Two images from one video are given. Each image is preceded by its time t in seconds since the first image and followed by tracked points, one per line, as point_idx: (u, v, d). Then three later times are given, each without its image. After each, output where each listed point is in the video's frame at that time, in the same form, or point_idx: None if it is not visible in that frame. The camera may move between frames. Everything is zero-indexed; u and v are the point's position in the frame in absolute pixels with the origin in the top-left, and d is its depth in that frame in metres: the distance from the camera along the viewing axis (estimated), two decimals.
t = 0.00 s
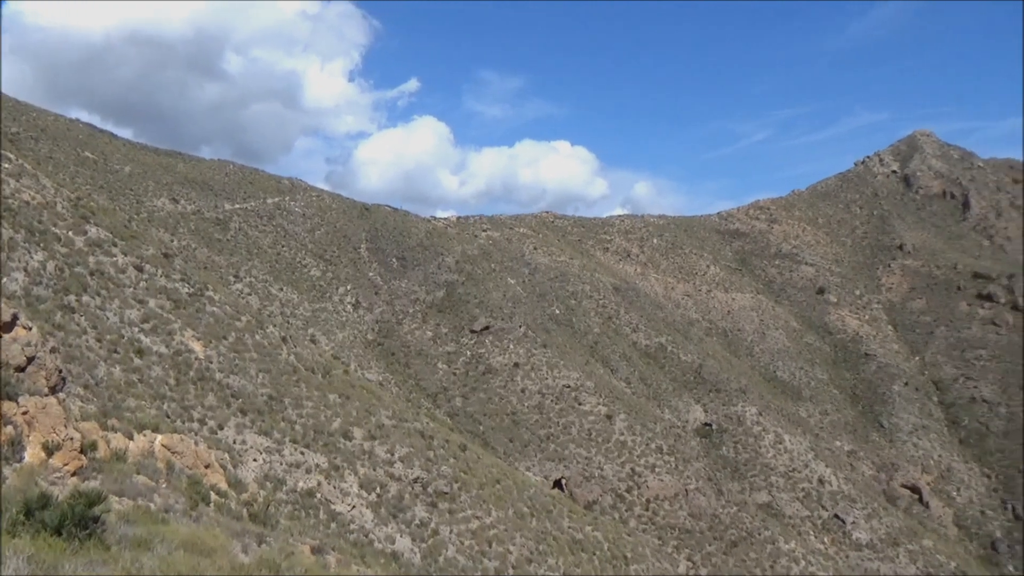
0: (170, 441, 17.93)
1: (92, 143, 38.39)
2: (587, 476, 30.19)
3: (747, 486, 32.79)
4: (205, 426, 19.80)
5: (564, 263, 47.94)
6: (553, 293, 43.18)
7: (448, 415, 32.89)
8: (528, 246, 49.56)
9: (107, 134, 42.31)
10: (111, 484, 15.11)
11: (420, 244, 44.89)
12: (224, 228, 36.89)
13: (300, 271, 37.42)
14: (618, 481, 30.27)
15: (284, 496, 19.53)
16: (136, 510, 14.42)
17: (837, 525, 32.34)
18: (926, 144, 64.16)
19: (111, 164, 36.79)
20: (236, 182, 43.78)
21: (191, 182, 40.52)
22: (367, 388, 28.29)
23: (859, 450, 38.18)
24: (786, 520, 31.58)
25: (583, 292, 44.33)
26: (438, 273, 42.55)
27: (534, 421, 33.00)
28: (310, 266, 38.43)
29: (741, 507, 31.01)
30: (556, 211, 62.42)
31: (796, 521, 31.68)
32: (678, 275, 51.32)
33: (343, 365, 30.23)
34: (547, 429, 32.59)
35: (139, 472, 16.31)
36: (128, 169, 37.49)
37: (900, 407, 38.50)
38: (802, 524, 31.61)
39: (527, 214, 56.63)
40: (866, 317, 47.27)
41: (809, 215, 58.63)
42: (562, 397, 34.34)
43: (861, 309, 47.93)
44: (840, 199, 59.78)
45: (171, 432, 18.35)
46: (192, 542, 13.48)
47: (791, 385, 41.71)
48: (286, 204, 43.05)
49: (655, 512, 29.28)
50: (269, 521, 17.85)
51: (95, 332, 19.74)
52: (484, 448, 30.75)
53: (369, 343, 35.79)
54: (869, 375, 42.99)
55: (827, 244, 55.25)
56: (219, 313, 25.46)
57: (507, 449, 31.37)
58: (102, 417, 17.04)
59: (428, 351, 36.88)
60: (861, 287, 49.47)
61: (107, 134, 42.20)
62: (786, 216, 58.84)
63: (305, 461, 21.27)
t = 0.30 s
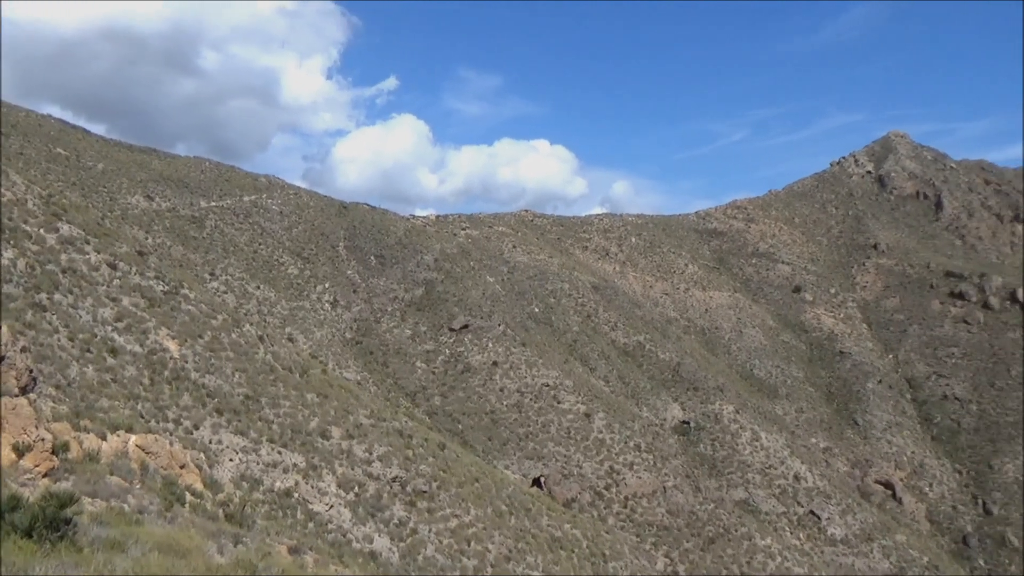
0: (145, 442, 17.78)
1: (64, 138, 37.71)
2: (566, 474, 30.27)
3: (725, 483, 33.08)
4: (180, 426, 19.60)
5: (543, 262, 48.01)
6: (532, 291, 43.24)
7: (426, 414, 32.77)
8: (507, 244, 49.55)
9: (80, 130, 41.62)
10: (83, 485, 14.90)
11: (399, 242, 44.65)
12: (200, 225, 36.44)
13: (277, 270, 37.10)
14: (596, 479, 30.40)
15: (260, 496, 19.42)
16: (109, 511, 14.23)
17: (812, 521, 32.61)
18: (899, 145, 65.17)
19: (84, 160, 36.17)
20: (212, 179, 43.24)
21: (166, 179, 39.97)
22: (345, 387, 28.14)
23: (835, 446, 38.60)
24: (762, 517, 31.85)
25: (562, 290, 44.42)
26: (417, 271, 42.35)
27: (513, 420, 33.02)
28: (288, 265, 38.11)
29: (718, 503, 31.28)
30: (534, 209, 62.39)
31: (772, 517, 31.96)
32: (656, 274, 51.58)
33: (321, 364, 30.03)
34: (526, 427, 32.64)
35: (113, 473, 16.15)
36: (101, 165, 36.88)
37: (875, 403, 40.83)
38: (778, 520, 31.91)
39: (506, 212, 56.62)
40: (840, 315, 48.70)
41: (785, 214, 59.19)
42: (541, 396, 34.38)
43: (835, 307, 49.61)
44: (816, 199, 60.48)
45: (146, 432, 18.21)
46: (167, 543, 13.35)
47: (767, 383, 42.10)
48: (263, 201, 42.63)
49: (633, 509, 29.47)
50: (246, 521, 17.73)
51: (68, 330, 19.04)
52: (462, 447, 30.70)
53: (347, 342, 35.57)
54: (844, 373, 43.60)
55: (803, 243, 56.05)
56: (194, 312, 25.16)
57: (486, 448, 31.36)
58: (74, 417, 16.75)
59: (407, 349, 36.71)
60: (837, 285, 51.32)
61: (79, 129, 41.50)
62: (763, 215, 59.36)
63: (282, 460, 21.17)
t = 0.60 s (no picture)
0: (122, 442, 17.55)
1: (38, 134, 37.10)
2: (548, 472, 30.32)
3: (705, 480, 33.31)
4: (158, 426, 19.42)
5: (524, 260, 48.03)
6: (514, 290, 43.24)
7: (408, 413, 32.64)
8: (489, 243, 49.51)
9: (55, 126, 40.97)
10: (59, 486, 14.70)
11: (380, 241, 44.42)
12: (178, 224, 36.04)
13: (257, 268, 36.81)
14: (577, 477, 30.49)
15: (240, 496, 19.30)
16: (85, 513, 14.07)
17: (791, 518, 33.02)
18: (877, 144, 65.94)
19: (60, 157, 35.61)
20: (191, 177, 42.75)
21: (144, 177, 39.47)
22: (326, 386, 28.01)
23: (813, 443, 39.05)
24: (742, 513, 32.12)
25: (544, 289, 44.45)
26: (398, 269, 42.13)
27: (495, 418, 33.03)
28: (267, 263, 37.82)
29: (698, 501, 31.49)
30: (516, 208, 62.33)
31: (752, 514, 32.24)
32: (637, 272, 51.81)
33: (301, 363, 29.84)
34: (507, 426, 32.66)
35: (89, 474, 15.94)
36: (77, 163, 36.35)
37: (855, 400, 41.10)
38: (757, 517, 32.19)
39: (488, 211, 56.56)
40: (819, 313, 49.12)
41: (765, 213, 59.63)
42: (522, 394, 34.41)
43: (815, 305, 50.09)
44: (795, 198, 61.01)
45: (123, 432, 17.98)
46: (145, 544, 13.22)
47: (747, 381, 42.42)
48: (243, 199, 42.24)
49: (614, 507, 29.61)
50: (225, 522, 17.63)
51: (42, 331, 19.04)
52: (444, 446, 30.64)
53: (328, 340, 35.37)
54: (822, 371, 44.11)
55: (782, 242, 56.55)
56: (172, 311, 24.88)
57: (468, 447, 31.34)
58: (49, 417, 16.52)
59: (388, 348, 36.55)
60: (815, 283, 51.58)
61: (54, 125, 40.85)
62: (743, 215, 59.77)
63: (262, 460, 21.03)
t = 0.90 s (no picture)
0: (95, 442, 17.32)
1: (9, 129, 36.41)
2: (526, 470, 30.38)
3: (683, 478, 33.55)
4: (132, 426, 19.16)
5: (503, 258, 48.06)
6: (493, 288, 43.22)
7: (386, 412, 32.50)
8: (468, 241, 49.46)
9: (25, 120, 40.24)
10: (29, 488, 14.47)
11: (358, 239, 44.13)
12: (153, 221, 35.60)
13: (234, 266, 36.47)
14: (556, 475, 30.56)
15: (216, 496, 19.13)
16: (56, 514, 13.86)
17: (767, 514, 33.38)
18: (853, 145, 66.74)
19: (31, 151, 34.97)
20: (166, 174, 42.21)
21: (118, 173, 38.90)
22: (304, 385, 27.81)
23: (789, 440, 39.44)
24: (719, 510, 32.47)
25: (523, 287, 44.45)
26: (377, 268, 41.93)
27: (474, 417, 33.02)
28: (244, 261, 37.47)
29: (676, 498, 31.70)
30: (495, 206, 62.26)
31: (728, 511, 32.61)
32: (616, 271, 52.03)
33: (278, 362, 29.63)
34: (486, 424, 32.66)
35: (60, 475, 15.69)
36: (50, 158, 35.75)
37: (828, 399, 41.47)
38: (734, 514, 32.55)
39: (467, 209, 56.45)
40: (796, 311, 49.62)
41: (742, 212, 60.12)
42: (501, 392, 34.45)
43: (791, 304, 50.49)
44: (772, 197, 61.60)
45: (96, 432, 17.74)
46: (118, 546, 13.06)
47: (724, 378, 42.77)
48: (219, 197, 41.80)
49: (593, 504, 29.75)
50: (200, 522, 17.47)
51: (12, 330, 18.75)
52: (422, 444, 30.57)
53: (306, 339, 35.12)
54: (798, 368, 44.64)
55: (759, 241, 57.10)
56: (147, 309, 24.56)
57: (446, 445, 31.30)
58: (21, 418, 16.26)
59: (367, 347, 36.36)
60: (792, 283, 52.06)
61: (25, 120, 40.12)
62: (720, 214, 60.20)
63: (238, 460, 20.86)
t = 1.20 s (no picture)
0: (71, 442, 17.08)
1: None
2: (508, 468, 30.40)
3: (664, 475, 33.68)
4: (109, 425, 18.94)
5: (485, 257, 48.06)
6: (475, 286, 43.20)
7: (368, 410, 32.34)
8: (450, 239, 49.37)
9: None
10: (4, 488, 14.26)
11: (339, 237, 43.87)
12: (131, 218, 35.15)
13: (213, 264, 36.14)
14: (538, 473, 30.62)
15: (195, 496, 18.97)
16: (31, 515, 13.67)
17: (747, 510, 33.59)
18: (832, 145, 67.49)
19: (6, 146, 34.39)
20: (144, 170, 41.69)
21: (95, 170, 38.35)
22: (285, 384, 27.64)
23: (769, 437, 39.73)
24: (700, 507, 32.68)
25: (505, 286, 44.49)
26: (358, 266, 41.73)
27: (456, 415, 33.01)
28: (224, 259, 37.14)
29: (657, 495, 31.85)
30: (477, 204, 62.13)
31: (709, 508, 32.82)
32: (598, 269, 52.18)
33: (259, 361, 29.42)
34: (468, 422, 32.66)
35: (36, 475, 15.47)
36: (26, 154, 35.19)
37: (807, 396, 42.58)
38: (714, 510, 32.79)
39: (449, 207, 56.30)
40: (775, 310, 50.56)
41: (723, 211, 60.49)
42: (484, 390, 34.48)
43: (770, 301, 51.44)
44: (753, 196, 62.06)
45: (73, 432, 17.52)
46: (94, 546, 12.91)
47: (705, 376, 43.04)
48: (198, 194, 41.37)
49: (575, 502, 29.85)
50: (179, 522, 17.33)
51: None
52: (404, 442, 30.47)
53: (286, 337, 34.87)
54: (778, 366, 45.11)
55: (740, 240, 57.53)
56: (125, 307, 24.27)
57: (428, 443, 31.22)
58: None
59: (348, 345, 36.16)
60: (771, 281, 53.14)
61: None
62: (702, 212, 60.52)
63: (218, 459, 20.70)
